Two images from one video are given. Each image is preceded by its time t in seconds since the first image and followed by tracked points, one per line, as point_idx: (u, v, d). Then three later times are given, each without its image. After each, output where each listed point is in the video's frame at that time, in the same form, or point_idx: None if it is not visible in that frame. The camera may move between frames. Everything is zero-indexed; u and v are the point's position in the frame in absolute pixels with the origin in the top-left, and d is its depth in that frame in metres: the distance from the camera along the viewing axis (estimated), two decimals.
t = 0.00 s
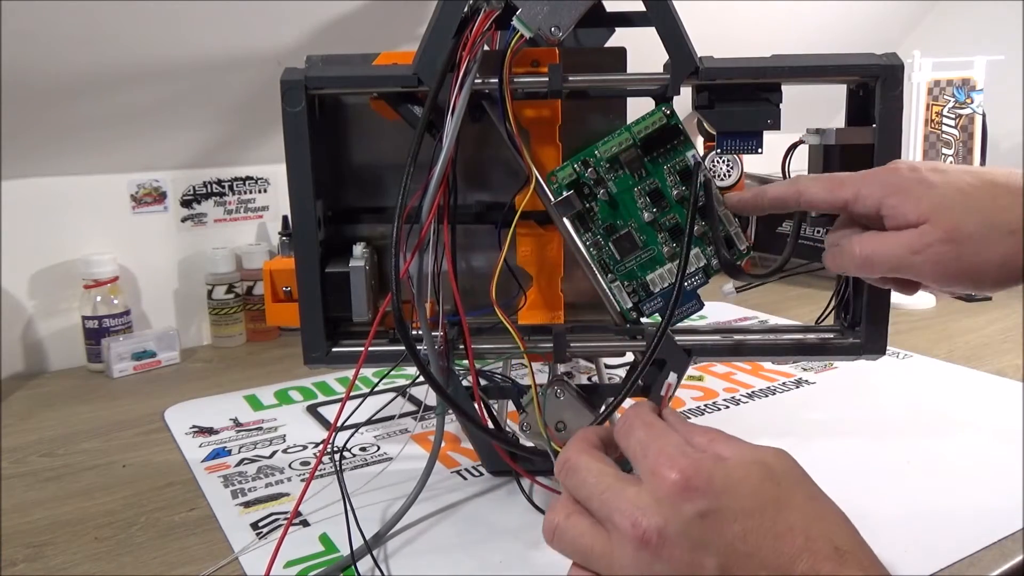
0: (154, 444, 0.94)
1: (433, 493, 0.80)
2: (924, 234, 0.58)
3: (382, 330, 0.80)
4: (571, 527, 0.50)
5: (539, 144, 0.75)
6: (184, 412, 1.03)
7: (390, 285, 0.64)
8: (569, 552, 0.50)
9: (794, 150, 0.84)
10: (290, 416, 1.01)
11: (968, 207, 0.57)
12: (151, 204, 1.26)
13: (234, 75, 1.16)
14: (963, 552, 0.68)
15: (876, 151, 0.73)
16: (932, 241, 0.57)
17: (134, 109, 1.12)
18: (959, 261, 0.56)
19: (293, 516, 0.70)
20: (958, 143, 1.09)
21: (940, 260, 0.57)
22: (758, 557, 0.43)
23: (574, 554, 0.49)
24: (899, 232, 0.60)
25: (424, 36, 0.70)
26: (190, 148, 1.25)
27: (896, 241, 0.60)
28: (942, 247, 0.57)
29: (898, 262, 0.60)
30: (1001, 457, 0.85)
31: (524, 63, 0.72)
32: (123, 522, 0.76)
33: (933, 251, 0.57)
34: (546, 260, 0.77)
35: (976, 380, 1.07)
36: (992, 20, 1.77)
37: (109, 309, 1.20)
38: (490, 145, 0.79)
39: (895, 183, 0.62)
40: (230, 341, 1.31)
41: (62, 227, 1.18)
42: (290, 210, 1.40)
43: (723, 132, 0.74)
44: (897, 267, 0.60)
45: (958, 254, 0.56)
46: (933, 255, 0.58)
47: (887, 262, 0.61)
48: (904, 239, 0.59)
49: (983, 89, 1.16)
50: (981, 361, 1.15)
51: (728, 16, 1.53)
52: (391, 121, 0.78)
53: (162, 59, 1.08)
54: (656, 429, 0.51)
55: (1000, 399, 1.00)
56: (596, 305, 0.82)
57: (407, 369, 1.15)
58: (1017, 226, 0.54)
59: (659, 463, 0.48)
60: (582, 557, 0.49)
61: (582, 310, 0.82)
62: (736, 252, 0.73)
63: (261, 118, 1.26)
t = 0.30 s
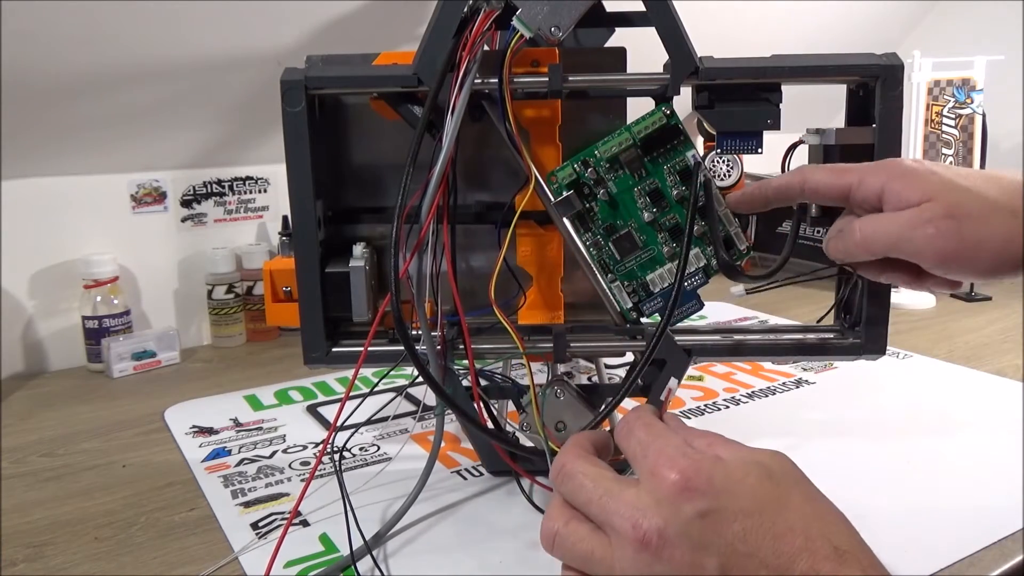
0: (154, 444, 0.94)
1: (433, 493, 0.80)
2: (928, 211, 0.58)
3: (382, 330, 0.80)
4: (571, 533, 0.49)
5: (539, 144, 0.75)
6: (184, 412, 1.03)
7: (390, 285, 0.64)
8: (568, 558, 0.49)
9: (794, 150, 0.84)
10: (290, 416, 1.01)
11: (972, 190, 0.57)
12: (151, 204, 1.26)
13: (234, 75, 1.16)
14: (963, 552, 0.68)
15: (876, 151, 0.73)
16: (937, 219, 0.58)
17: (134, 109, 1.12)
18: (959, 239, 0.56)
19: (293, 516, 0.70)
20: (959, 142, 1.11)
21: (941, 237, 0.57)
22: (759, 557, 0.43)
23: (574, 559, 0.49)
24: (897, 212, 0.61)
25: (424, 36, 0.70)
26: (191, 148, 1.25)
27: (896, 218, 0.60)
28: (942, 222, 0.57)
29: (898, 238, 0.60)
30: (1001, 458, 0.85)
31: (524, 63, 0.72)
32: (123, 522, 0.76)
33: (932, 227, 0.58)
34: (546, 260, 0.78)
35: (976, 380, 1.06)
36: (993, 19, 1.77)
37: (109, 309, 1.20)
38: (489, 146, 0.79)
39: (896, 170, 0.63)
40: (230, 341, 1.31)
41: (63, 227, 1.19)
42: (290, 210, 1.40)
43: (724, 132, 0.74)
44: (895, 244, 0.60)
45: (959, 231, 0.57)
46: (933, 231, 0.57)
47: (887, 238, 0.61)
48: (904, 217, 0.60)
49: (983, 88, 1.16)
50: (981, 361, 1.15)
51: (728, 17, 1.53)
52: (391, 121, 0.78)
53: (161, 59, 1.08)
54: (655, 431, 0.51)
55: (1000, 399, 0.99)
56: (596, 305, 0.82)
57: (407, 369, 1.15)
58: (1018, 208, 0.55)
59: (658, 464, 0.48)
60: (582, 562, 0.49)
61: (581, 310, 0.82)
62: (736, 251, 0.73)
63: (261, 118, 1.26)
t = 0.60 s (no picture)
0: (154, 444, 0.94)
1: (433, 493, 0.80)
2: (923, 206, 0.59)
3: (382, 330, 0.80)
4: (578, 515, 0.49)
5: (539, 144, 0.75)
6: (184, 412, 1.03)
7: (390, 285, 0.64)
8: (574, 540, 0.49)
9: (793, 150, 0.84)
10: (290, 416, 1.01)
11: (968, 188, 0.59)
12: (151, 204, 1.26)
13: (234, 75, 1.16)
14: (962, 552, 0.68)
15: (876, 151, 0.73)
16: (932, 214, 0.59)
17: (134, 108, 1.12)
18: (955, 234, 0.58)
19: (293, 516, 0.70)
20: (959, 141, 1.12)
21: (937, 231, 0.58)
22: (770, 555, 0.44)
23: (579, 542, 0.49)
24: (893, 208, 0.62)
25: (424, 36, 0.70)
26: (191, 148, 1.25)
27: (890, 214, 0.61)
28: (941, 221, 0.59)
29: (893, 233, 0.61)
30: (1001, 457, 0.85)
31: (524, 63, 0.72)
32: (123, 522, 0.76)
33: (927, 222, 0.59)
34: (546, 260, 0.78)
35: (976, 380, 1.06)
36: (994, 19, 1.77)
37: (110, 309, 1.20)
38: (490, 146, 0.79)
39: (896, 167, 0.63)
40: (230, 341, 1.31)
41: (63, 227, 1.19)
42: (290, 210, 1.41)
43: (724, 132, 0.74)
44: (888, 240, 0.61)
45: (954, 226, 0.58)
46: (928, 226, 0.59)
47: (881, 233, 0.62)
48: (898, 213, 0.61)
49: (983, 88, 1.17)
50: (981, 361, 1.15)
51: (728, 16, 1.53)
52: (391, 121, 0.78)
53: (162, 59, 1.08)
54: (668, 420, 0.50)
55: (1000, 398, 1.00)
56: (596, 305, 0.82)
57: (407, 369, 1.15)
58: (1015, 206, 0.57)
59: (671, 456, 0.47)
60: (589, 545, 0.48)
61: (581, 310, 0.82)
62: (736, 251, 0.73)
63: (261, 118, 1.26)
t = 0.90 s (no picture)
0: (154, 444, 0.94)
1: (434, 492, 0.80)
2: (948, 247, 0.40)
3: (382, 330, 0.80)
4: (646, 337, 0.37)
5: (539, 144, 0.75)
6: (185, 412, 1.03)
7: (390, 285, 0.64)
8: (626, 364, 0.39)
9: (794, 150, 0.84)
10: (291, 416, 1.01)
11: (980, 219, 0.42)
12: (151, 204, 1.26)
13: (234, 75, 1.16)
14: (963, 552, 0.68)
15: (876, 151, 0.73)
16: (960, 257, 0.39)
17: (134, 108, 1.12)
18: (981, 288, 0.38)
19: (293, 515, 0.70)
20: (958, 141, 1.12)
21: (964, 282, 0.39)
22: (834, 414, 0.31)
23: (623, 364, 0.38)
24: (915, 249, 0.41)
25: (425, 35, 0.70)
26: (190, 147, 1.25)
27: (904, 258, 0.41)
28: (970, 267, 0.38)
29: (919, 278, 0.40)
30: (1001, 457, 0.84)
31: (524, 64, 0.72)
32: (123, 522, 0.76)
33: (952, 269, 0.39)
34: (546, 261, 0.78)
35: (976, 380, 1.06)
36: (994, 20, 1.78)
37: (109, 309, 1.20)
38: (490, 145, 0.79)
39: (930, 195, 0.45)
40: (230, 341, 1.31)
41: (62, 226, 1.19)
42: (289, 210, 1.40)
43: (723, 132, 0.74)
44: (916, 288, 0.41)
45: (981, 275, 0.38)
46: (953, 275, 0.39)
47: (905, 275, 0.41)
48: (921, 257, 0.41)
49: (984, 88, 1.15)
50: (980, 361, 1.15)
51: (728, 17, 1.53)
52: (391, 121, 0.78)
53: (160, 59, 1.08)
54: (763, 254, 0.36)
55: (1000, 399, 0.99)
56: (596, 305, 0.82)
57: (407, 369, 1.15)
58: None
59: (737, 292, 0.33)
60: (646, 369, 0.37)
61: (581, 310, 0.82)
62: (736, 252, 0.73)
63: (260, 118, 1.26)
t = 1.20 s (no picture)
0: (154, 444, 0.94)
1: (434, 492, 0.80)
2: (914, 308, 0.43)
3: (382, 330, 0.80)
4: (644, 283, 0.47)
5: (539, 144, 0.75)
6: (185, 412, 1.03)
7: (390, 286, 0.64)
8: (646, 306, 0.48)
9: (793, 150, 0.84)
10: (290, 416, 1.01)
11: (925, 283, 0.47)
12: (151, 204, 1.26)
13: (234, 75, 1.16)
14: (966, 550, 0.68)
15: (876, 151, 0.73)
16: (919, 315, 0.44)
17: (134, 108, 1.12)
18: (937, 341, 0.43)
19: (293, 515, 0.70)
20: (958, 141, 1.16)
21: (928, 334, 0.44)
22: (811, 291, 0.38)
23: (642, 306, 0.48)
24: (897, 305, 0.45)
25: (425, 35, 0.69)
26: (191, 148, 1.25)
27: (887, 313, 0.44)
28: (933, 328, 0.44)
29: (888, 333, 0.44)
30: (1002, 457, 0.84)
31: (524, 64, 0.72)
32: (123, 522, 0.76)
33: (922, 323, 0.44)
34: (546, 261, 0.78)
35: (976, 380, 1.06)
36: (994, 20, 1.78)
37: (109, 309, 1.20)
38: (490, 145, 0.79)
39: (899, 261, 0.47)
40: (230, 341, 1.31)
41: (62, 226, 1.19)
42: (289, 210, 1.41)
43: (723, 132, 0.74)
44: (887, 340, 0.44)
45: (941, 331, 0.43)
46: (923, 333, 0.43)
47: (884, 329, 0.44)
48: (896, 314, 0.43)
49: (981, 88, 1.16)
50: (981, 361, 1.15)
51: (728, 16, 1.53)
52: (391, 121, 0.78)
53: (161, 58, 1.08)
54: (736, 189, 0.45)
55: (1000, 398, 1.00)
56: (596, 305, 0.82)
57: (407, 369, 1.15)
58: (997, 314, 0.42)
59: (719, 216, 0.43)
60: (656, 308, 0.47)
61: (581, 309, 0.82)
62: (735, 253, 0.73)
63: (260, 118, 1.26)
